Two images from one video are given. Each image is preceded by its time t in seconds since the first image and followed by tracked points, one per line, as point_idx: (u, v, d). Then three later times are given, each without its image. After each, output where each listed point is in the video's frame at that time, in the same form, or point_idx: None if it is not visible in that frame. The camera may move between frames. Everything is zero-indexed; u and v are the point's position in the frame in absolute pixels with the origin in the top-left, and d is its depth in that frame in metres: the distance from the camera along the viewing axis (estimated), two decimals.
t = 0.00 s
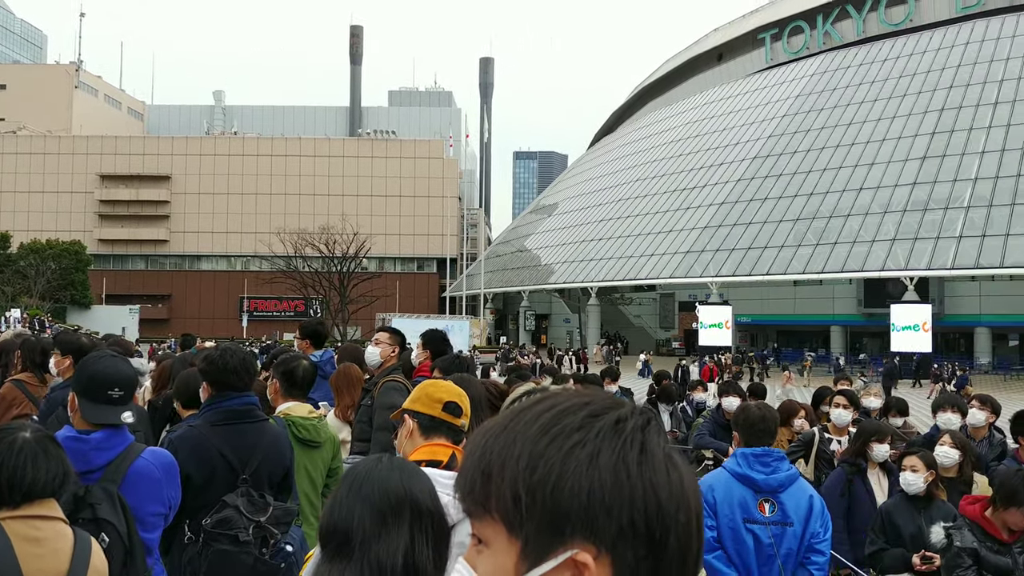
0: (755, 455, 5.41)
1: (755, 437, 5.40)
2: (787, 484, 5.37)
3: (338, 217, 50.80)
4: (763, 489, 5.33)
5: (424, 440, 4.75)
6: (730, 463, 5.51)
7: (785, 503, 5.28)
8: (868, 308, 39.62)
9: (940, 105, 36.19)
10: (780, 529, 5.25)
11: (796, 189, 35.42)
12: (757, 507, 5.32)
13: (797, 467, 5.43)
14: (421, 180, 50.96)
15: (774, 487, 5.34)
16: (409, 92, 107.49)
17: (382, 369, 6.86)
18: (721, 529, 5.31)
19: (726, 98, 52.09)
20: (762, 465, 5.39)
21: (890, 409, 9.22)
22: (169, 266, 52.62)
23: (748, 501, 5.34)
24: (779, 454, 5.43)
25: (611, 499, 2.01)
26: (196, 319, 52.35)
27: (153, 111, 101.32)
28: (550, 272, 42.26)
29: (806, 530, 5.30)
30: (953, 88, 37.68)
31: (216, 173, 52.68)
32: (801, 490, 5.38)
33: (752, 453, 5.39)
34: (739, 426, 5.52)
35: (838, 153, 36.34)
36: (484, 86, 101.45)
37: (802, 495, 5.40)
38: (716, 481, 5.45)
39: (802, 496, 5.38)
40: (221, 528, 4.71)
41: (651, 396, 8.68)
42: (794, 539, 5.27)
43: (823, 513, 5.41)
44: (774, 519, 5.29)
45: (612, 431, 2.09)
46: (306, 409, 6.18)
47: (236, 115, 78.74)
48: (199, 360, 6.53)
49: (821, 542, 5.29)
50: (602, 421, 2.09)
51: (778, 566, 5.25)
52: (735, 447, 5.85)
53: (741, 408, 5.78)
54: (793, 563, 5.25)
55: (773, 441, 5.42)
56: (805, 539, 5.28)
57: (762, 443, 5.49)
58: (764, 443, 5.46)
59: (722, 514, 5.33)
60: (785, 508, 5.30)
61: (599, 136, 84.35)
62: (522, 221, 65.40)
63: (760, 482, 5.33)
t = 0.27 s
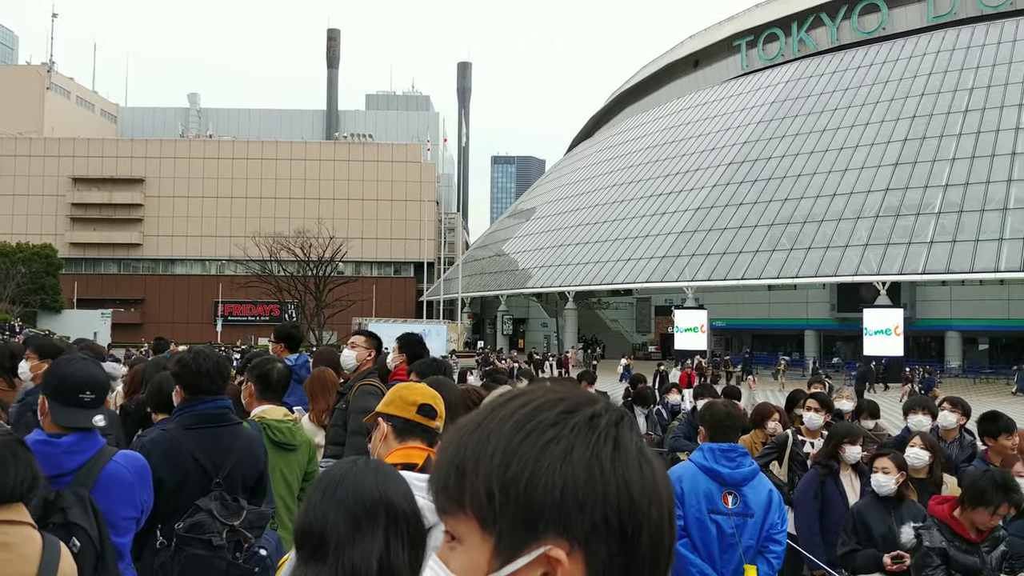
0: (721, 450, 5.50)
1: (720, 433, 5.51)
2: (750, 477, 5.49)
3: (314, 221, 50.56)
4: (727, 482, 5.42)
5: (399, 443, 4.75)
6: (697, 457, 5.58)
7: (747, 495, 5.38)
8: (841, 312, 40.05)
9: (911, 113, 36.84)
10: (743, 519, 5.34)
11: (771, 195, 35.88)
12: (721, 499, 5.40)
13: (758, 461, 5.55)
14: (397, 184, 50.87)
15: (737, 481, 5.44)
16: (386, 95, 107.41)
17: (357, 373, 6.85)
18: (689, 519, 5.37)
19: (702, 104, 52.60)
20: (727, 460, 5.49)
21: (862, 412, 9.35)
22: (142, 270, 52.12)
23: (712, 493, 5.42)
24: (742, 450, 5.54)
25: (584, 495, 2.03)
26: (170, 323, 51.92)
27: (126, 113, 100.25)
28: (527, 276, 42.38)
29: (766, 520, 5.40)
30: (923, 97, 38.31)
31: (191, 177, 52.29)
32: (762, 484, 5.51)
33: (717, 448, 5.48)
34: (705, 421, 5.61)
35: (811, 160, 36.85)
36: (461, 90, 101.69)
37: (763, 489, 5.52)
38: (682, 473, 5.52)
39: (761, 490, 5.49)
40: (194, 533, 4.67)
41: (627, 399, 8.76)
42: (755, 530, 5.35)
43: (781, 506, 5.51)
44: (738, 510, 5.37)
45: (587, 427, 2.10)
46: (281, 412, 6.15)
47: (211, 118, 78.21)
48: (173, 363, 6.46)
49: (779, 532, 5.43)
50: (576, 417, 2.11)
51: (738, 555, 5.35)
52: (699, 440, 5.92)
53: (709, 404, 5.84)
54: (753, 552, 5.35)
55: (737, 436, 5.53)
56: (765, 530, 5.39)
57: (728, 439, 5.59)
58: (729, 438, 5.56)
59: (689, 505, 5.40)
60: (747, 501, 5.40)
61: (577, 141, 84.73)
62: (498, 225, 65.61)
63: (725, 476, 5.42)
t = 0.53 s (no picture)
0: (679, 443, 5.82)
1: (677, 427, 5.84)
2: (706, 469, 5.84)
3: (282, 223, 49.97)
4: (685, 473, 5.74)
5: (368, 446, 4.73)
6: (657, 450, 5.89)
7: (702, 486, 5.73)
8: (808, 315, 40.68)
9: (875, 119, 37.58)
10: (699, 508, 5.68)
11: (739, 199, 36.37)
12: (679, 489, 5.72)
13: (713, 454, 5.90)
14: (366, 186, 50.49)
15: (694, 472, 5.77)
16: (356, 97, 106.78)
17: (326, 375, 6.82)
18: (648, 509, 5.66)
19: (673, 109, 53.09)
20: (684, 452, 5.81)
21: (829, 413, 9.52)
22: (107, 273, 51.27)
23: (671, 484, 5.73)
24: (699, 443, 5.88)
25: (547, 491, 2.03)
26: (135, 327, 51.13)
27: (90, 113, 98.46)
28: (498, 279, 42.38)
29: (720, 509, 5.79)
30: (889, 103, 39.05)
31: (156, 178, 51.53)
32: (717, 475, 5.87)
33: (675, 441, 5.81)
34: (664, 416, 5.92)
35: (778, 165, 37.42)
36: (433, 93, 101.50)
37: (718, 480, 5.89)
38: (643, 465, 5.80)
39: (717, 480, 5.86)
40: (159, 537, 4.58)
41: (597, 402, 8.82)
42: (710, 517, 5.72)
43: (735, 496, 5.94)
44: (693, 500, 5.70)
45: (551, 422, 2.12)
46: (250, 414, 6.08)
47: (179, 119, 77.16)
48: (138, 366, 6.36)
49: (732, 519, 5.84)
50: (540, 413, 2.12)
51: (695, 542, 5.67)
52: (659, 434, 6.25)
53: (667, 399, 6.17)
54: (709, 539, 5.69)
55: (695, 429, 5.84)
56: (719, 517, 5.77)
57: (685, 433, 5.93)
58: (686, 432, 5.88)
59: (648, 497, 5.68)
60: (703, 490, 5.74)
61: (548, 145, 85.00)
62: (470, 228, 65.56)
63: (682, 467, 5.75)
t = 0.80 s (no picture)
0: (629, 443, 6.37)
1: (629, 427, 6.38)
2: (657, 466, 6.34)
3: (250, 224, 49.20)
4: (635, 470, 6.26)
5: (338, 447, 4.74)
6: (611, 450, 6.43)
7: (652, 481, 6.23)
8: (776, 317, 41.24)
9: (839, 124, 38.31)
10: (648, 503, 6.20)
11: (707, 203, 36.87)
12: (629, 486, 6.24)
13: (664, 451, 6.42)
14: (336, 186, 49.98)
15: (644, 469, 6.28)
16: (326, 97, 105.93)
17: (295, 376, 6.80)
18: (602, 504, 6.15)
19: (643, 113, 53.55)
20: (635, 451, 6.35)
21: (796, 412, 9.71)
22: (70, 274, 50.28)
23: (622, 481, 6.24)
24: (649, 441, 6.41)
25: (518, 482, 2.08)
26: (99, 329, 50.20)
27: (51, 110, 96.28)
28: (469, 281, 42.36)
29: (671, 504, 6.30)
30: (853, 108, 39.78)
31: (120, 177, 50.50)
32: (668, 471, 6.37)
33: (626, 440, 6.36)
34: (618, 417, 6.45)
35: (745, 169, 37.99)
36: (403, 93, 101.02)
37: (668, 477, 6.38)
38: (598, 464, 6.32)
39: (668, 477, 6.36)
40: (125, 539, 4.52)
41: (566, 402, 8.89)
42: (660, 511, 6.23)
43: (686, 491, 6.43)
44: (644, 495, 6.23)
45: (522, 416, 2.16)
46: (220, 416, 6.04)
47: (144, 118, 75.88)
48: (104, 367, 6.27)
49: (682, 513, 6.34)
50: (510, 407, 2.17)
51: (646, 534, 6.21)
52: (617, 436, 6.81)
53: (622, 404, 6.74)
54: (659, 531, 6.22)
55: (644, 429, 6.38)
56: (669, 512, 6.28)
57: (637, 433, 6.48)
58: (637, 432, 6.42)
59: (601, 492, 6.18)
60: (652, 486, 6.24)
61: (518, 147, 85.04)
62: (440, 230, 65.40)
63: (633, 464, 6.27)
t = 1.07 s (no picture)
0: (584, 432, 6.54)
1: (584, 417, 6.55)
2: (609, 454, 6.51)
3: (219, 224, 48.72)
4: (589, 459, 6.43)
5: (309, 446, 4.73)
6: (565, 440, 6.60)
7: (605, 469, 6.41)
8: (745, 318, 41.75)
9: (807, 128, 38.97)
10: (601, 490, 6.38)
11: (678, 205, 37.26)
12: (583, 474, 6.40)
13: (617, 440, 6.58)
14: (306, 187, 49.68)
15: (598, 457, 6.45)
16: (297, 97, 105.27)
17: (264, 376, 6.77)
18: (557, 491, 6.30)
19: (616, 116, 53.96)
20: (589, 440, 6.52)
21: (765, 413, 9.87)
22: (34, 274, 49.56)
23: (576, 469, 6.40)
24: (603, 431, 6.57)
25: (489, 472, 2.11)
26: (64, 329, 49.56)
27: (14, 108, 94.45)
28: (441, 282, 42.32)
29: (622, 490, 6.50)
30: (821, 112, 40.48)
31: (86, 176, 49.75)
32: (620, 459, 6.55)
33: (580, 430, 6.53)
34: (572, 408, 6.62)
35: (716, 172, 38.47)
36: (375, 94, 100.76)
37: (621, 464, 6.55)
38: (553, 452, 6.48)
39: (620, 463, 6.55)
40: (90, 541, 4.45)
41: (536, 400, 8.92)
42: (613, 497, 6.43)
43: (636, 477, 6.62)
44: (597, 482, 6.39)
45: (494, 407, 2.20)
46: (190, 416, 5.99)
47: (110, 117, 74.83)
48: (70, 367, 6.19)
49: (633, 499, 6.52)
50: (483, 398, 2.20)
51: (599, 519, 6.38)
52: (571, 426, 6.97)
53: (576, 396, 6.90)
54: (612, 517, 6.39)
55: (598, 419, 6.55)
56: (621, 498, 6.47)
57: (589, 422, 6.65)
58: (591, 422, 6.60)
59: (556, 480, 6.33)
60: (606, 473, 6.43)
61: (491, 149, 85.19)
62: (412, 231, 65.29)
63: (586, 452, 6.44)
